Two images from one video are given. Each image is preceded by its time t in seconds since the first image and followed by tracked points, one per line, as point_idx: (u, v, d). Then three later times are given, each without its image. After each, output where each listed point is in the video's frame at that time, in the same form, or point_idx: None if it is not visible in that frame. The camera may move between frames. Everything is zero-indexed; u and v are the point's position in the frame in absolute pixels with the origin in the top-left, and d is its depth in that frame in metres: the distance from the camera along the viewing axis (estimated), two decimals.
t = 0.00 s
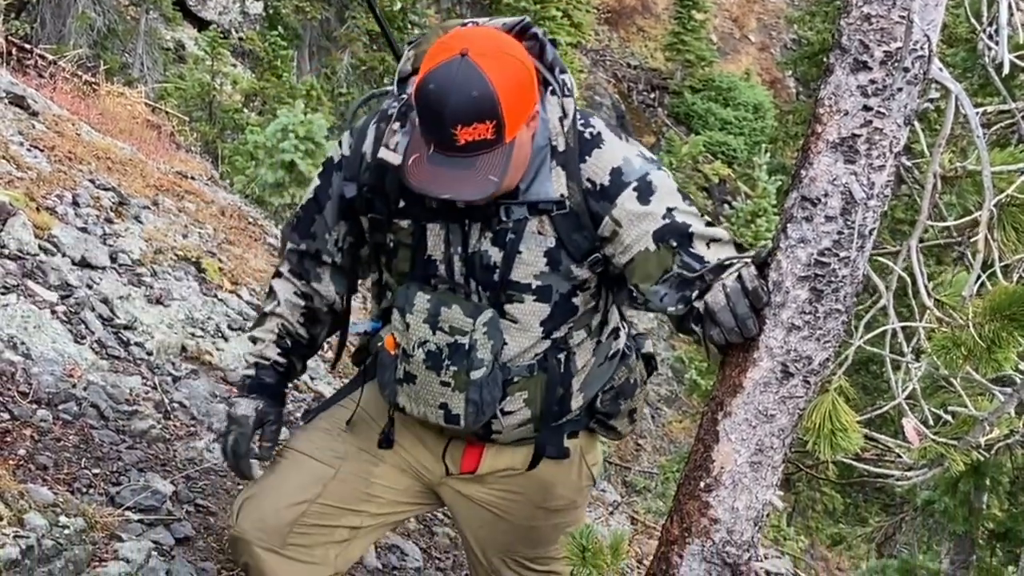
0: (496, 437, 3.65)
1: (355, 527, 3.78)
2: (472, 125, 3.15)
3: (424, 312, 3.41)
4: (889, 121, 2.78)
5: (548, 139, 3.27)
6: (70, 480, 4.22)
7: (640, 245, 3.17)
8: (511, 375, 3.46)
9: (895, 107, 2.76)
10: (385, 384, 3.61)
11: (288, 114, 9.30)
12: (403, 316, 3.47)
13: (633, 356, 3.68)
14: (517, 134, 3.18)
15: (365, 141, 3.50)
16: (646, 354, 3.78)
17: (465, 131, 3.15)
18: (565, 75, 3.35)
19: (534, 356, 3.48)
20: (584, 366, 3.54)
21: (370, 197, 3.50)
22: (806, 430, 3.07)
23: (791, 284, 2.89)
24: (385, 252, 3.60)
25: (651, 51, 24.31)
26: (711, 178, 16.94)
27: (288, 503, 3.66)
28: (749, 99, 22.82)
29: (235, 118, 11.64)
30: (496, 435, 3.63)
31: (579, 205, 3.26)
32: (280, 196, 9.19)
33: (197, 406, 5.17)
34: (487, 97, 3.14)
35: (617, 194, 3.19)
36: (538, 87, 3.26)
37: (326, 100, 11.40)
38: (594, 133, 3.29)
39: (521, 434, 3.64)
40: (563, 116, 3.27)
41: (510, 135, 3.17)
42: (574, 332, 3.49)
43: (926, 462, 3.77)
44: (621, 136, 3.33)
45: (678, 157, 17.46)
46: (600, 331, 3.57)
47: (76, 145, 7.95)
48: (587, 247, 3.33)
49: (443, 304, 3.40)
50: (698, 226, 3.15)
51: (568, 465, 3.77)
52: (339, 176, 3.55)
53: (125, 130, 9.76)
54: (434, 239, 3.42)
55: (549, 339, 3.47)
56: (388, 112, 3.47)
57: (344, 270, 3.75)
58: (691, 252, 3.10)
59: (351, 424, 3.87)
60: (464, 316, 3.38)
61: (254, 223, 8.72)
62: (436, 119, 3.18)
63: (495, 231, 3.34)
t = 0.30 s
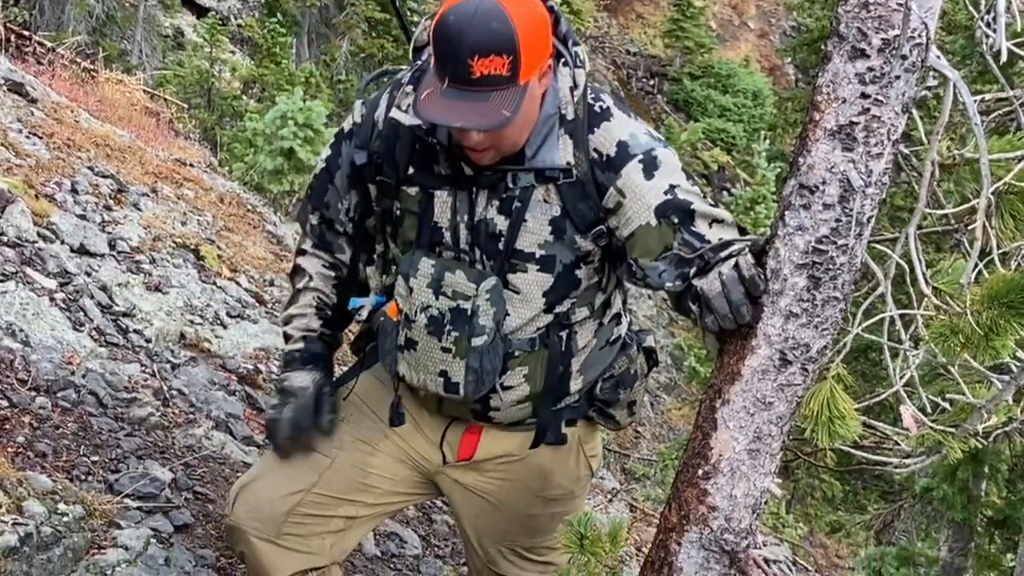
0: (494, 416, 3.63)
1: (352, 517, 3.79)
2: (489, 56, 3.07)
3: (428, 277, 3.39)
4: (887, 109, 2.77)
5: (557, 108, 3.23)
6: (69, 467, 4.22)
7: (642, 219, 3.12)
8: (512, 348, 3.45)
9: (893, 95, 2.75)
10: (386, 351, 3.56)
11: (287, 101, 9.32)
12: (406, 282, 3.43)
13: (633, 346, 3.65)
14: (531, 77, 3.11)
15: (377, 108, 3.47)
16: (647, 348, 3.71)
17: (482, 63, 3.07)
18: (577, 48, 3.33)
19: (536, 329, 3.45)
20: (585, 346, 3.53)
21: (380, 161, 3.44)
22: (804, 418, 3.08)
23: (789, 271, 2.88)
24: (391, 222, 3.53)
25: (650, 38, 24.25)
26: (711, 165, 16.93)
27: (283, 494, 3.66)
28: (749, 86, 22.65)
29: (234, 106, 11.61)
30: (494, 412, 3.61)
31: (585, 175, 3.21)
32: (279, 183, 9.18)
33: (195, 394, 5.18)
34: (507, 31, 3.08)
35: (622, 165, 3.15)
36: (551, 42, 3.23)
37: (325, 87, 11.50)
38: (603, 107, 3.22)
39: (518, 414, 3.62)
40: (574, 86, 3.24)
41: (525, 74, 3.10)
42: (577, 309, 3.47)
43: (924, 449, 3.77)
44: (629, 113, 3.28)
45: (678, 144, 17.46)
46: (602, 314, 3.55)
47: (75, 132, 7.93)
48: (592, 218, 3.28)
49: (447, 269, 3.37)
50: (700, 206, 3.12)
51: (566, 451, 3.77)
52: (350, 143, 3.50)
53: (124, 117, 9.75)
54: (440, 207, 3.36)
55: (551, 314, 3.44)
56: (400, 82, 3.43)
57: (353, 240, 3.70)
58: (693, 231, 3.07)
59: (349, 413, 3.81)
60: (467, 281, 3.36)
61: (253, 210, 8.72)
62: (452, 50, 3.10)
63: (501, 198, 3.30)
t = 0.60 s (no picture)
0: (497, 391, 3.61)
1: (337, 505, 3.81)
2: None
3: (440, 241, 3.40)
4: (887, 96, 2.75)
5: (571, 75, 3.33)
6: (69, 453, 4.22)
7: (642, 188, 3.21)
8: (519, 319, 3.48)
9: (892, 82, 2.74)
10: (394, 319, 3.54)
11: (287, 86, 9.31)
12: (416, 247, 3.43)
13: (633, 333, 3.69)
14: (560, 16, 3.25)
15: (385, 75, 3.49)
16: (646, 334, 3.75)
17: None
18: (590, 21, 3.48)
19: (543, 300, 3.49)
20: (589, 322, 3.56)
21: (390, 125, 3.46)
22: (804, 404, 3.07)
23: (788, 258, 2.87)
24: (396, 188, 3.56)
25: (650, 24, 24.18)
26: (711, 152, 16.90)
27: (267, 482, 3.69)
28: (749, 73, 22.28)
29: (233, 92, 11.58)
30: (498, 387, 3.60)
31: (596, 140, 3.30)
32: (278, 169, 9.17)
33: (195, 379, 5.19)
34: None
35: (631, 131, 3.25)
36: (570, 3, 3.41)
37: (326, 74, 11.41)
38: (613, 80, 3.35)
39: (521, 394, 3.63)
40: (587, 56, 3.36)
41: (556, 11, 3.25)
42: (584, 281, 3.51)
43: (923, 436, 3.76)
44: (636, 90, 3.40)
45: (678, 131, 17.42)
46: (607, 291, 3.60)
47: (75, 118, 7.92)
48: (601, 184, 3.35)
49: (459, 234, 3.40)
50: (703, 179, 3.19)
51: (566, 439, 3.77)
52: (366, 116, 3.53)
53: (123, 103, 9.72)
54: (449, 171, 3.40)
55: (558, 285, 3.49)
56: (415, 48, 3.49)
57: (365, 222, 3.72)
58: (693, 206, 3.15)
59: (338, 404, 3.84)
60: (479, 245, 3.39)
61: (252, 196, 8.71)
62: None
63: (512, 162, 3.36)
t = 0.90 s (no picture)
0: (504, 364, 3.59)
1: (332, 495, 3.81)
2: None
3: (453, 204, 3.35)
4: (887, 80, 2.73)
5: (584, 43, 3.33)
6: (68, 438, 4.23)
7: (650, 151, 3.22)
8: (531, 287, 3.43)
9: (892, 66, 2.72)
10: (404, 286, 3.49)
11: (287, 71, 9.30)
12: (429, 211, 3.38)
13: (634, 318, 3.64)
14: None
15: (390, 46, 3.50)
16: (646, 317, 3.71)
17: None
18: None
19: (556, 268, 3.44)
20: (597, 297, 3.54)
21: (398, 94, 3.44)
22: (803, 389, 3.06)
23: (788, 243, 2.86)
24: (404, 156, 3.52)
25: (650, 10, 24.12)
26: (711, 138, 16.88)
27: (261, 473, 3.70)
28: (749, 58, 21.32)
29: (232, 77, 11.54)
30: (505, 359, 3.57)
31: (608, 105, 3.29)
32: (277, 155, 9.16)
33: (194, 365, 5.20)
34: None
35: (644, 96, 3.25)
36: None
37: (325, 59, 11.39)
38: (623, 51, 3.36)
39: (530, 364, 3.61)
40: (600, 25, 3.37)
41: None
42: (595, 251, 3.47)
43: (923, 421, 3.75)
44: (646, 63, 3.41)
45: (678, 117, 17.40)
46: (616, 267, 3.58)
47: (74, 103, 7.90)
48: (614, 150, 3.33)
49: (472, 198, 3.35)
50: (712, 149, 3.20)
51: (568, 427, 3.76)
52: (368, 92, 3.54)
53: (123, 88, 9.70)
54: (460, 135, 3.37)
55: (570, 253, 3.45)
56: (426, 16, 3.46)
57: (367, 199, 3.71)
58: (700, 175, 3.16)
59: (335, 395, 3.82)
60: (494, 208, 3.34)
61: (251, 182, 8.70)
62: None
63: (524, 127, 3.34)
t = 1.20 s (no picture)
0: (507, 347, 3.59)
1: (331, 486, 3.81)
2: None
3: (460, 182, 3.34)
4: (886, 67, 2.71)
5: (596, 24, 3.34)
6: (67, 424, 4.22)
7: (660, 133, 3.21)
8: (537, 267, 3.41)
9: (892, 52, 2.70)
10: (410, 264, 3.46)
11: (286, 56, 9.28)
12: (436, 189, 3.38)
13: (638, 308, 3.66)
14: None
15: (401, 21, 3.47)
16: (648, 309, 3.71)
17: None
18: None
19: (563, 249, 3.42)
20: (602, 280, 3.52)
21: (406, 70, 3.42)
22: (803, 373, 3.02)
23: (788, 229, 2.85)
24: (412, 133, 3.49)
25: None
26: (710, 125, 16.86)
27: (260, 463, 3.68)
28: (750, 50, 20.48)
29: (230, 63, 11.52)
30: (508, 343, 3.57)
31: (619, 87, 3.28)
32: (276, 141, 9.14)
33: (193, 351, 5.20)
34: None
35: (655, 77, 3.24)
36: None
37: (324, 45, 11.37)
38: (634, 35, 3.35)
39: (533, 347, 3.61)
40: (612, 6, 3.38)
41: None
42: (603, 233, 3.45)
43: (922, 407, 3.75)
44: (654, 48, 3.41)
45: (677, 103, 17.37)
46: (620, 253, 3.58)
47: (72, 89, 7.88)
48: (625, 131, 3.32)
49: (479, 175, 3.34)
50: (721, 134, 3.17)
51: (568, 416, 3.77)
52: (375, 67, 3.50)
53: (121, 74, 9.67)
54: (469, 113, 3.35)
55: (578, 234, 3.41)
56: None
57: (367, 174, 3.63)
58: (708, 160, 3.14)
59: (337, 386, 3.82)
60: (500, 186, 3.32)
61: (250, 168, 8.69)
62: None
63: (533, 106, 3.34)
